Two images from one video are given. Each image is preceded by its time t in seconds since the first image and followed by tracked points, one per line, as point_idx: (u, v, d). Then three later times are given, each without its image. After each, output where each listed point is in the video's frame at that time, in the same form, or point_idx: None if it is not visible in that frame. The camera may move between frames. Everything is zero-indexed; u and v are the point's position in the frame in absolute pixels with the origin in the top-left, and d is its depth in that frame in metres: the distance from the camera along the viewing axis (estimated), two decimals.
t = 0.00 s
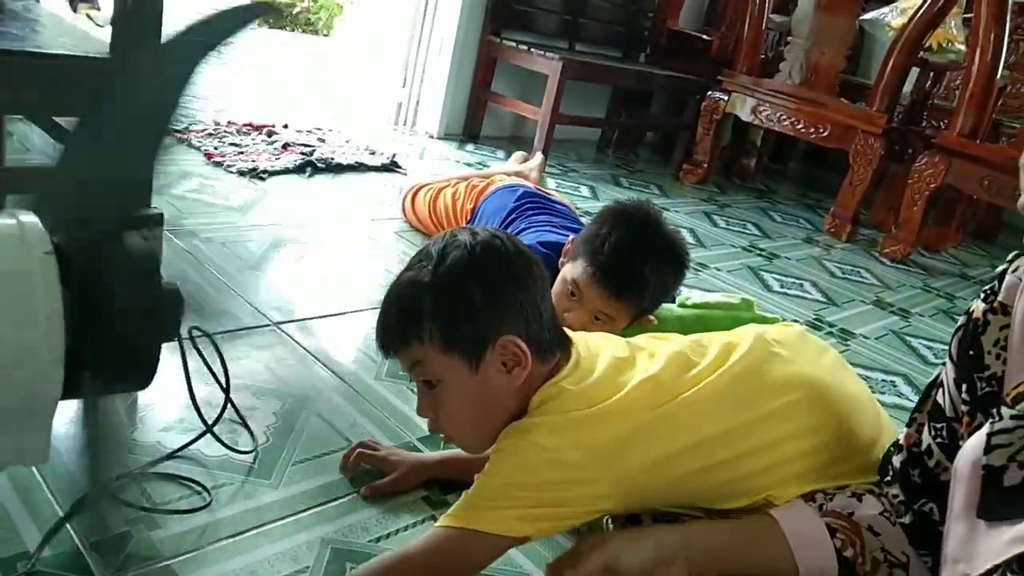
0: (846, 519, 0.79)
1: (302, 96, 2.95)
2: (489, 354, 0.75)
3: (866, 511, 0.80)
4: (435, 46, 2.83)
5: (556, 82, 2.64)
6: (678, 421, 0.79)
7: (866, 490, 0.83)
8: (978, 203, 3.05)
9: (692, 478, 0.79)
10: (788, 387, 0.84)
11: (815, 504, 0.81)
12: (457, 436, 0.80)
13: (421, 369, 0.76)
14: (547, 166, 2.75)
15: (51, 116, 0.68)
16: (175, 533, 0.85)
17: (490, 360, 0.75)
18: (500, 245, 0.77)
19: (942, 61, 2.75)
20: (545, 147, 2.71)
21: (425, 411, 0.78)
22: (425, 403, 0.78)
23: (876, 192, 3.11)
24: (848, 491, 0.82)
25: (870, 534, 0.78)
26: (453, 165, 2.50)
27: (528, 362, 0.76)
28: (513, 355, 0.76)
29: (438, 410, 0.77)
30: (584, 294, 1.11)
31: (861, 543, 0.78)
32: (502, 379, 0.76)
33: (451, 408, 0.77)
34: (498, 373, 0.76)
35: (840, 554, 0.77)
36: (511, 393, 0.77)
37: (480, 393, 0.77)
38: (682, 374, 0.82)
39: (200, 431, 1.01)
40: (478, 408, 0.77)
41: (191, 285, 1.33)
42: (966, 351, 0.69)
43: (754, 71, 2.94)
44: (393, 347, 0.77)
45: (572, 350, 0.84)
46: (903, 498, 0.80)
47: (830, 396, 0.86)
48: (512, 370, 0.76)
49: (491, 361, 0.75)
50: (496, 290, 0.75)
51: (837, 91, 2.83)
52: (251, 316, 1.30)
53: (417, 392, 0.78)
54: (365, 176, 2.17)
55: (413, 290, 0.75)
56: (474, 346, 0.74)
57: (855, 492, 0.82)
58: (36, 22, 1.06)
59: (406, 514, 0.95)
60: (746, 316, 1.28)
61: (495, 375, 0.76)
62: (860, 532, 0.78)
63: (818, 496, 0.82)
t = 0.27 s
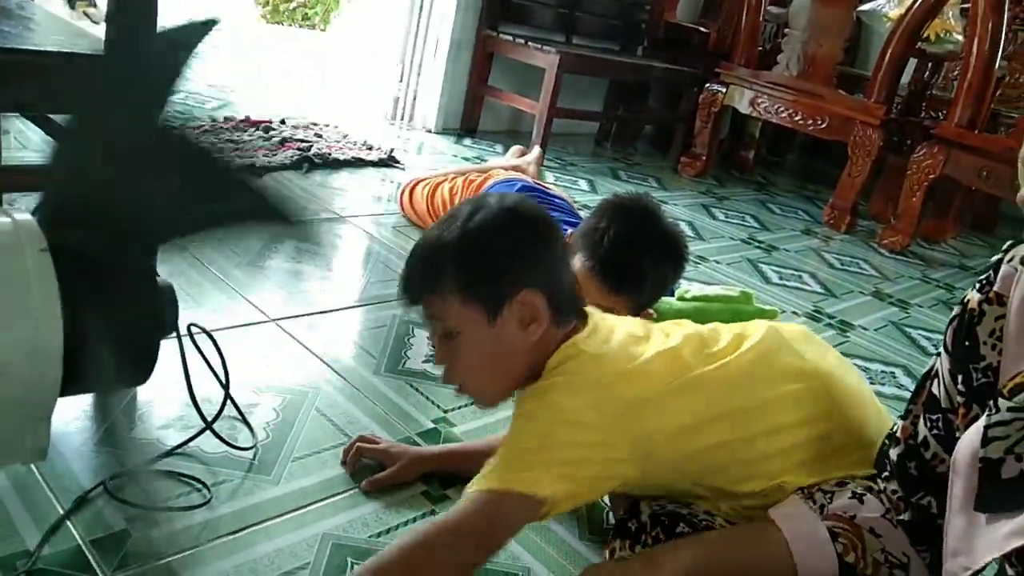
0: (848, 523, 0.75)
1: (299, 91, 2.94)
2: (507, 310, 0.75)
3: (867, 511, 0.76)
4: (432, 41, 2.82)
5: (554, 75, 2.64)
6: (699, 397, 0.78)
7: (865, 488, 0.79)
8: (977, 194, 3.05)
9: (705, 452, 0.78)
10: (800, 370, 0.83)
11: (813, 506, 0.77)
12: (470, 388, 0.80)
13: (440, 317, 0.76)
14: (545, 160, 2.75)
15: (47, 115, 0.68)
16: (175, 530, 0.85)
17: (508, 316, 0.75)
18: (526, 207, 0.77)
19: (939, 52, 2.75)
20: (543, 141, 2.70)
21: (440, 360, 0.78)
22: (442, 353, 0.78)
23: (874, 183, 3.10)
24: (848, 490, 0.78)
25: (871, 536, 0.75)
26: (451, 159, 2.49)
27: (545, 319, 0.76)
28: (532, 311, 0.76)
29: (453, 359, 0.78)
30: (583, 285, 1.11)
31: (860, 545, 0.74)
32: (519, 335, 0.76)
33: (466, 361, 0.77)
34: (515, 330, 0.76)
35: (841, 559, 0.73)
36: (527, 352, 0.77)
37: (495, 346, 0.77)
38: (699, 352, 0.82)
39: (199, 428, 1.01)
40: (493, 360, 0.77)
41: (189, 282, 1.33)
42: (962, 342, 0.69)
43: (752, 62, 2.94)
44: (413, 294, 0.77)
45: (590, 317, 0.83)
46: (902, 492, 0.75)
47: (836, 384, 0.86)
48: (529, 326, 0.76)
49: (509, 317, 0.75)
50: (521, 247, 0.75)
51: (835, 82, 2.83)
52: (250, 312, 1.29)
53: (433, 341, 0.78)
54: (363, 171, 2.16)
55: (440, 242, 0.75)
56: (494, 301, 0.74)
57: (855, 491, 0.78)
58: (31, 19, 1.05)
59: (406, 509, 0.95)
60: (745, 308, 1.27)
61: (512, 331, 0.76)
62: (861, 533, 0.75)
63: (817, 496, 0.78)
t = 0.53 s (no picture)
0: (847, 519, 0.72)
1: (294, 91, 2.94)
2: (596, 243, 0.74)
3: (865, 506, 0.73)
4: (428, 40, 2.82)
5: (549, 73, 2.63)
6: (763, 371, 0.76)
7: (864, 481, 0.76)
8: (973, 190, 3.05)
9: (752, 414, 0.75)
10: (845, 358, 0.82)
11: (811, 501, 0.74)
12: (534, 323, 0.77)
13: (528, 237, 0.73)
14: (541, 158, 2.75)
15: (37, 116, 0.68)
16: (171, 531, 0.84)
17: (596, 249, 0.74)
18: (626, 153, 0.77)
19: (935, 49, 2.75)
20: (539, 139, 2.70)
21: (512, 285, 0.75)
22: (516, 276, 0.75)
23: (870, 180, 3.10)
24: (848, 484, 0.75)
25: (870, 531, 0.72)
26: (447, 157, 2.49)
27: (629, 262, 0.75)
28: (617, 250, 0.75)
29: (527, 285, 0.74)
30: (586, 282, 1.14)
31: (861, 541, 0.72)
32: (601, 272, 0.74)
33: (544, 287, 0.74)
34: (598, 266, 0.74)
35: (840, 556, 0.70)
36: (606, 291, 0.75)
37: (576, 279, 0.74)
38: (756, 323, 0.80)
39: (194, 429, 1.01)
40: (569, 293, 0.74)
41: (185, 282, 1.33)
42: (958, 338, 0.69)
43: (748, 60, 2.94)
44: (504, 212, 0.75)
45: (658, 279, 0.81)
46: (901, 487, 0.75)
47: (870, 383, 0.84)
48: (611, 265, 0.75)
49: (596, 250, 0.74)
50: (620, 183, 0.74)
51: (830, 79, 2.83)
52: (246, 312, 1.29)
53: (509, 265, 0.75)
54: (359, 170, 2.16)
55: (541, 166, 0.74)
56: (588, 229, 0.73)
57: (855, 485, 0.75)
58: (24, 19, 1.05)
59: (403, 509, 0.94)
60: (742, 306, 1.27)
61: (596, 267, 0.74)
62: (861, 531, 0.72)
63: (816, 489, 0.74)
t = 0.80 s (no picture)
0: (845, 518, 0.70)
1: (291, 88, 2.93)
2: (685, 167, 0.75)
3: (863, 505, 0.71)
4: (424, 35, 2.82)
5: (546, 69, 2.63)
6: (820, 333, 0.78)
7: (862, 478, 0.74)
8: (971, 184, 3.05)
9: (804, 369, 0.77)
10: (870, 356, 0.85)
11: (809, 499, 0.71)
12: (604, 236, 0.78)
13: (618, 148, 0.75)
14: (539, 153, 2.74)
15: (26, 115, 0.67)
16: (168, 529, 0.84)
17: (684, 173, 0.75)
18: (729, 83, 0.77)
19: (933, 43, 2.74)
20: (537, 134, 2.70)
21: (593, 193, 0.75)
22: (596, 184, 0.76)
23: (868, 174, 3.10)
24: (846, 483, 0.72)
25: (869, 531, 0.70)
26: (444, 153, 2.49)
27: (709, 195, 0.77)
28: (704, 178, 0.76)
29: (609, 196, 0.75)
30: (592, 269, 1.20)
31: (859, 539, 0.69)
32: (681, 197, 0.76)
33: (623, 198, 0.75)
34: (680, 190, 0.76)
35: (838, 554, 0.68)
36: (677, 217, 0.77)
37: (657, 199, 0.75)
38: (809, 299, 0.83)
39: (191, 426, 1.00)
40: (647, 211, 0.76)
41: (181, 280, 1.33)
42: (953, 331, 0.69)
43: (745, 55, 2.93)
44: (596, 121, 0.75)
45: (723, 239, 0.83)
46: (899, 484, 0.74)
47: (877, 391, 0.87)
48: (693, 192, 0.77)
49: (684, 173, 0.75)
50: (713, 115, 0.75)
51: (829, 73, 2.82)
52: (243, 310, 1.29)
53: (591, 173, 0.76)
54: (356, 167, 2.16)
55: (645, 77, 0.75)
56: (681, 151, 0.74)
57: (854, 484, 0.72)
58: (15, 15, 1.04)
59: (401, 505, 0.94)
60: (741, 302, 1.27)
61: (678, 191, 0.76)
62: (860, 530, 0.70)
63: (815, 487, 0.72)
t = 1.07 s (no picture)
0: (843, 515, 0.70)
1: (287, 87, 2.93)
2: (773, 134, 0.77)
3: (861, 503, 0.71)
4: (420, 34, 2.81)
5: (543, 66, 2.62)
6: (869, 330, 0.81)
7: (858, 477, 0.73)
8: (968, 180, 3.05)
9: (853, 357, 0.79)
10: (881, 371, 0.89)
11: (806, 498, 0.72)
12: (686, 201, 0.79)
13: (707, 112, 0.76)
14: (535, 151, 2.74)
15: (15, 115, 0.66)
16: (164, 530, 0.84)
17: (772, 139, 0.77)
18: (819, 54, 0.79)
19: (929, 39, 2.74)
20: (533, 133, 2.69)
21: (677, 153, 0.77)
22: (681, 143, 0.77)
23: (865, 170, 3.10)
24: (843, 481, 0.72)
25: (866, 529, 0.70)
26: (441, 152, 2.49)
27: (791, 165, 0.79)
28: (789, 149, 0.78)
29: (694, 155, 0.77)
30: (606, 247, 1.24)
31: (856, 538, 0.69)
32: (766, 163, 0.78)
33: (708, 159, 0.76)
34: (767, 157, 0.77)
35: (836, 554, 0.68)
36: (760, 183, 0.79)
37: (742, 166, 0.77)
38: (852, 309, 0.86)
39: (186, 427, 1.00)
40: (730, 176, 0.77)
41: (176, 281, 1.32)
42: (946, 331, 0.68)
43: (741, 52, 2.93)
44: (687, 84, 0.77)
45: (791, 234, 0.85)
46: (893, 483, 0.72)
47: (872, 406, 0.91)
48: (778, 161, 0.78)
49: (772, 139, 0.77)
50: (802, 86, 0.77)
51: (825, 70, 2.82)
52: (238, 310, 1.29)
53: (677, 133, 0.78)
54: (352, 166, 2.15)
55: (739, 39, 0.76)
56: (771, 116, 0.76)
57: (851, 482, 0.72)
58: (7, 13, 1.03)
59: (397, 505, 0.94)
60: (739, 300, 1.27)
61: (764, 156, 0.77)
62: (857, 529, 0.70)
63: (811, 486, 0.73)
